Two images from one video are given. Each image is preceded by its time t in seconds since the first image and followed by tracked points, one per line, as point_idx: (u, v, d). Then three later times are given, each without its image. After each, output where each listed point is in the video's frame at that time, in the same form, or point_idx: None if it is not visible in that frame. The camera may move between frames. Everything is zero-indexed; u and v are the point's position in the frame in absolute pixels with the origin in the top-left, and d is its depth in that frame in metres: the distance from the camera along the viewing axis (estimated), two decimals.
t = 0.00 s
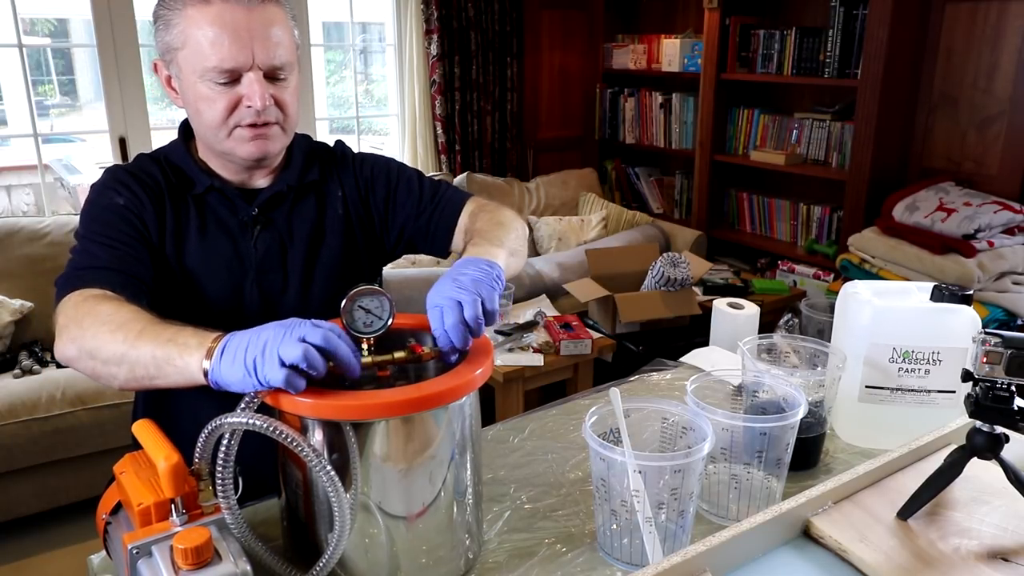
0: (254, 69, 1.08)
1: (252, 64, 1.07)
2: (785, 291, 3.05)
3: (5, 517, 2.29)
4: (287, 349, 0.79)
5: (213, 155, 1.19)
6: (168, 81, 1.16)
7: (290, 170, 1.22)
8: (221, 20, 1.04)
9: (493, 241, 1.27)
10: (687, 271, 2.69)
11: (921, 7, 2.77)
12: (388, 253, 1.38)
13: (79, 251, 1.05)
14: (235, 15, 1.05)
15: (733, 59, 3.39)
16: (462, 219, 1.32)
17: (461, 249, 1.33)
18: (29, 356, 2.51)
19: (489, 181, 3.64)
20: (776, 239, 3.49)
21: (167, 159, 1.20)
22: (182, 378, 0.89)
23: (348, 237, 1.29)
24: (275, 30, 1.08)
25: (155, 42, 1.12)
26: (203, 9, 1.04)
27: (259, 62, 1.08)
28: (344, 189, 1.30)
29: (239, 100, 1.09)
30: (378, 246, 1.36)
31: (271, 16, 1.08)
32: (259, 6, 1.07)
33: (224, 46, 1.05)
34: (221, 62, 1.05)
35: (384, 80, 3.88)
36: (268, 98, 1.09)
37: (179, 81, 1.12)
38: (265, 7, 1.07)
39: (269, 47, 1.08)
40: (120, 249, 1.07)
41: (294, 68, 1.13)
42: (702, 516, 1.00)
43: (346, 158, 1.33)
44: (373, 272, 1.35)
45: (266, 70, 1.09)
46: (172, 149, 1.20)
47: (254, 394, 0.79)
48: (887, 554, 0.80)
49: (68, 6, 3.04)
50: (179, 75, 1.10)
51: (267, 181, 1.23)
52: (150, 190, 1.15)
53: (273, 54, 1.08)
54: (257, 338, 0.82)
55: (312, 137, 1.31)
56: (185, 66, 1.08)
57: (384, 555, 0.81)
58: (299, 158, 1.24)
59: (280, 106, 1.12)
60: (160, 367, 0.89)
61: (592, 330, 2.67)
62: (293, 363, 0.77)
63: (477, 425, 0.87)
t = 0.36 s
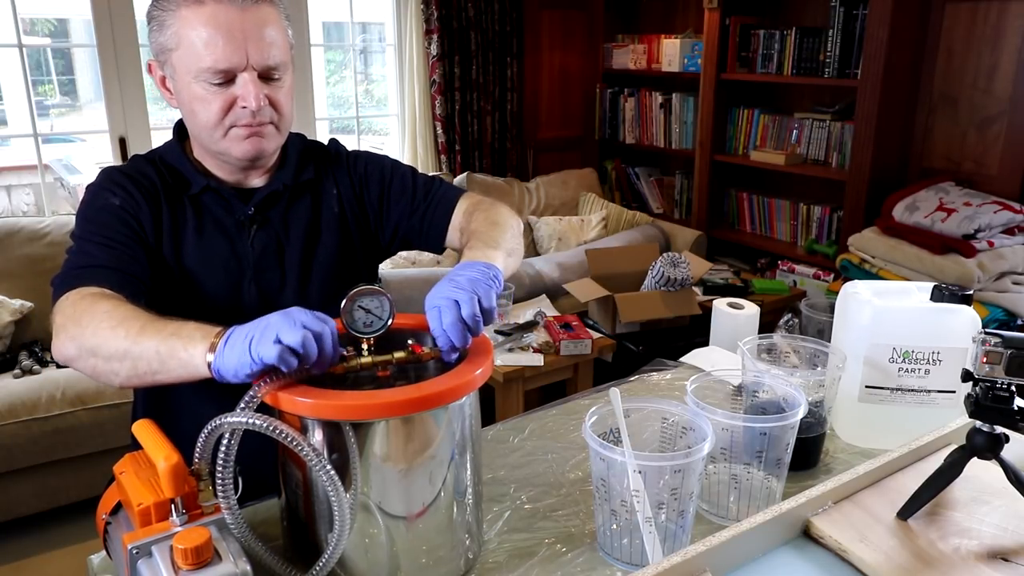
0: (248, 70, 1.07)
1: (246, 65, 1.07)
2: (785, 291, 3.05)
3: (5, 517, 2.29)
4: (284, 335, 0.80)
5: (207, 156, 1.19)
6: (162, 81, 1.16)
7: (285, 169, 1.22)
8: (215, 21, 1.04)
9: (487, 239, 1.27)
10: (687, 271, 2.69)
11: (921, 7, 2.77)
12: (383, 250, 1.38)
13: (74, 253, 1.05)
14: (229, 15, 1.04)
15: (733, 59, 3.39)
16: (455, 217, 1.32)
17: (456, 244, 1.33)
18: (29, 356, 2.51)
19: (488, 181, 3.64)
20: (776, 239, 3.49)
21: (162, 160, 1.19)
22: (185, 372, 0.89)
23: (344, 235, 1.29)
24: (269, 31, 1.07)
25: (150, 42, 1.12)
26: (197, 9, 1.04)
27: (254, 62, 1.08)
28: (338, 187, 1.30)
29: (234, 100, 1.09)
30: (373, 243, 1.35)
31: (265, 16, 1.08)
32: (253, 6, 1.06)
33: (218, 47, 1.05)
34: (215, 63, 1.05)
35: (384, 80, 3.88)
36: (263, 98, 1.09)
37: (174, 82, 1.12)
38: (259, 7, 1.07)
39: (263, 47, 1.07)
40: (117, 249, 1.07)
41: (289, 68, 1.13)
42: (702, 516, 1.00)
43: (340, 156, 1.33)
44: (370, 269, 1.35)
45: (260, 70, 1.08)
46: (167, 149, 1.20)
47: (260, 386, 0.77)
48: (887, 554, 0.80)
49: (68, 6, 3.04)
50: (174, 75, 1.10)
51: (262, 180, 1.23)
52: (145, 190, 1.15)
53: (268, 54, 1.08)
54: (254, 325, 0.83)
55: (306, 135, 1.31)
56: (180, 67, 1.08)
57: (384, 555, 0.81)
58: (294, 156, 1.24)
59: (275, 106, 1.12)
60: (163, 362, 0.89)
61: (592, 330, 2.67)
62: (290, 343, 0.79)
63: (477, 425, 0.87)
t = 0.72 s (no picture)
0: (240, 73, 1.06)
1: (238, 68, 1.06)
2: (785, 291, 3.05)
3: (5, 517, 2.29)
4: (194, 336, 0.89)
5: (204, 153, 1.18)
6: (158, 82, 1.15)
7: (282, 170, 1.21)
8: (206, 24, 1.02)
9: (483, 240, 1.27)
10: (687, 271, 2.69)
11: (921, 8, 2.77)
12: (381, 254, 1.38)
13: (44, 274, 1.05)
14: (220, 18, 1.03)
15: (733, 59, 3.39)
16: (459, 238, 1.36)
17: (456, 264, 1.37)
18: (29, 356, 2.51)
19: (488, 181, 3.64)
20: (776, 239, 3.49)
21: (157, 160, 1.18)
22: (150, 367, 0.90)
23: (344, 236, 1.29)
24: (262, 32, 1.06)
25: (145, 43, 1.11)
26: (188, 12, 1.03)
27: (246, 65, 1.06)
28: (338, 190, 1.30)
29: (227, 104, 1.07)
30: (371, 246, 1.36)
31: (257, 18, 1.06)
32: (244, 7, 1.05)
33: (210, 50, 1.03)
34: (207, 66, 1.04)
35: (384, 80, 3.88)
36: (255, 101, 1.07)
37: (168, 84, 1.11)
38: (250, 8, 1.05)
39: (255, 50, 1.06)
40: (83, 271, 1.07)
41: (283, 69, 1.11)
42: (702, 516, 1.00)
43: (342, 160, 1.33)
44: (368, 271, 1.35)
45: (252, 73, 1.07)
46: (162, 149, 1.19)
47: (266, 379, 0.76)
48: (887, 554, 0.80)
49: (68, 6, 3.04)
50: (168, 78, 1.09)
51: (260, 180, 1.22)
52: (129, 199, 1.14)
53: (261, 57, 1.07)
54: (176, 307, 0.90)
55: (304, 137, 1.31)
56: (173, 70, 1.07)
57: (384, 555, 0.81)
58: (293, 157, 1.24)
59: (269, 108, 1.10)
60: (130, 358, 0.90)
61: (592, 330, 2.67)
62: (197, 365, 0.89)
63: (478, 425, 0.87)
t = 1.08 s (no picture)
0: (221, 81, 1.05)
1: (219, 76, 1.04)
2: (785, 291, 3.05)
3: (5, 517, 2.29)
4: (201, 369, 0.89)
5: (189, 159, 1.16)
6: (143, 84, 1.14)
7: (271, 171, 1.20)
8: (186, 31, 1.01)
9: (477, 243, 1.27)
10: (687, 271, 2.69)
11: (921, 8, 2.77)
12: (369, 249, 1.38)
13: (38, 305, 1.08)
14: (201, 25, 1.01)
15: (733, 59, 3.39)
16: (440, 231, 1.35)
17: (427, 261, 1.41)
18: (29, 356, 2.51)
19: (488, 181, 3.64)
20: (776, 239, 3.49)
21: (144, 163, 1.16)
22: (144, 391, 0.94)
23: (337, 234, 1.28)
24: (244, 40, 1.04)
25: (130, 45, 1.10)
26: (170, 18, 1.02)
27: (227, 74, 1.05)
28: (328, 188, 1.29)
29: (207, 111, 1.06)
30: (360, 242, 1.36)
31: (240, 25, 1.04)
32: (226, 14, 1.03)
33: (190, 58, 1.02)
34: (186, 73, 1.03)
35: (384, 80, 3.88)
36: (235, 110, 1.06)
37: (152, 88, 1.10)
38: (233, 15, 1.04)
39: (236, 58, 1.04)
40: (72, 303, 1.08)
41: (267, 77, 1.09)
42: (702, 516, 1.00)
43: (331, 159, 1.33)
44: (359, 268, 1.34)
45: (234, 81, 1.05)
46: (147, 151, 1.17)
47: (267, 378, 0.76)
48: (887, 554, 0.80)
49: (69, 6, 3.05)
50: (151, 82, 1.08)
51: (250, 180, 1.20)
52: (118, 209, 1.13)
53: (243, 65, 1.05)
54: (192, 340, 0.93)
55: (290, 135, 1.29)
56: (155, 74, 1.06)
57: (384, 555, 0.81)
58: (280, 156, 1.23)
59: (251, 116, 1.09)
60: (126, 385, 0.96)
61: (592, 330, 2.67)
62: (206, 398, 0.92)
63: (477, 425, 0.87)
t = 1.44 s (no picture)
0: (196, 83, 1.04)
1: (193, 77, 1.03)
2: (785, 291, 3.05)
3: (6, 517, 2.29)
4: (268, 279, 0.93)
5: (163, 163, 1.15)
6: (108, 92, 1.11)
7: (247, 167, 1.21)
8: (155, 35, 0.99)
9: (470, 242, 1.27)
10: (687, 271, 2.69)
11: (921, 8, 2.77)
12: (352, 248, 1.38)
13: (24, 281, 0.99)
14: (169, 28, 1.00)
15: (733, 58, 3.39)
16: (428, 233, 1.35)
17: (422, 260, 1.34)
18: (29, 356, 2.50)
19: (488, 181, 3.64)
20: (776, 239, 3.49)
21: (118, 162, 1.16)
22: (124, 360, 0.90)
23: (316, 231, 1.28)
24: (216, 39, 1.03)
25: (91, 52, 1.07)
26: (136, 23, 0.99)
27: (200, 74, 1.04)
28: (305, 187, 1.30)
29: (184, 114, 1.05)
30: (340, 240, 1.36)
31: (208, 24, 1.03)
32: (192, 13, 1.02)
33: (162, 63, 1.01)
34: (160, 78, 1.02)
35: (384, 80, 3.88)
36: (213, 110, 1.05)
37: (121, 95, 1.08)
38: (200, 14, 1.02)
39: (208, 59, 1.03)
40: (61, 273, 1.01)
41: (237, 73, 1.09)
42: (702, 516, 1.00)
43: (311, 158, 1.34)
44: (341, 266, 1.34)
45: (208, 81, 1.05)
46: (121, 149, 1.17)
47: (266, 379, 0.76)
48: (887, 554, 0.80)
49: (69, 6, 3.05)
50: (120, 89, 1.06)
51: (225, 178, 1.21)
52: (100, 200, 1.12)
53: (215, 64, 1.04)
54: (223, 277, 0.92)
55: (265, 135, 1.29)
56: (125, 82, 1.04)
57: (384, 555, 0.81)
58: (255, 153, 1.23)
59: (227, 114, 1.09)
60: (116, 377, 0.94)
61: (592, 330, 2.67)
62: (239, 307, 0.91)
63: (478, 424, 0.87)
